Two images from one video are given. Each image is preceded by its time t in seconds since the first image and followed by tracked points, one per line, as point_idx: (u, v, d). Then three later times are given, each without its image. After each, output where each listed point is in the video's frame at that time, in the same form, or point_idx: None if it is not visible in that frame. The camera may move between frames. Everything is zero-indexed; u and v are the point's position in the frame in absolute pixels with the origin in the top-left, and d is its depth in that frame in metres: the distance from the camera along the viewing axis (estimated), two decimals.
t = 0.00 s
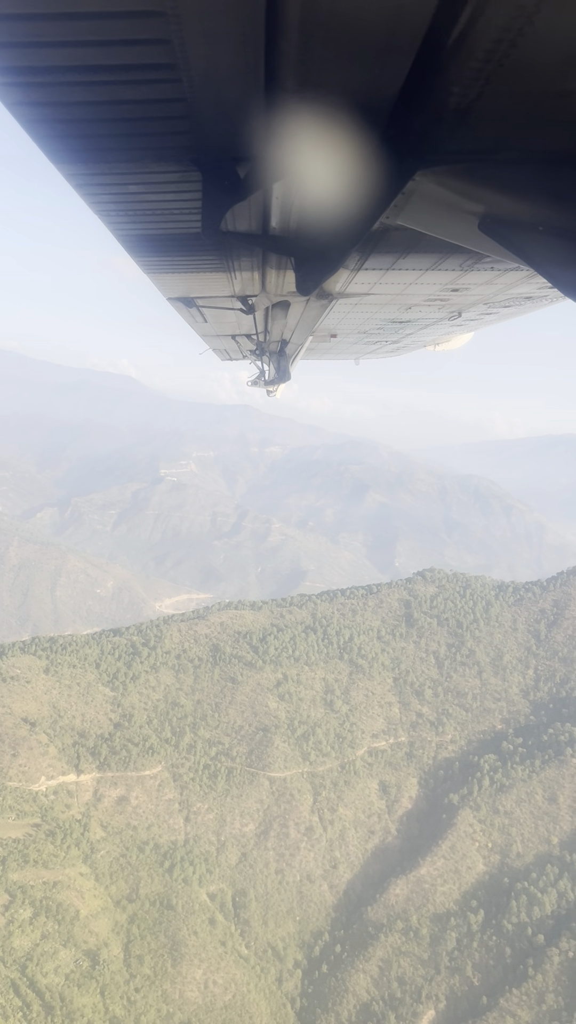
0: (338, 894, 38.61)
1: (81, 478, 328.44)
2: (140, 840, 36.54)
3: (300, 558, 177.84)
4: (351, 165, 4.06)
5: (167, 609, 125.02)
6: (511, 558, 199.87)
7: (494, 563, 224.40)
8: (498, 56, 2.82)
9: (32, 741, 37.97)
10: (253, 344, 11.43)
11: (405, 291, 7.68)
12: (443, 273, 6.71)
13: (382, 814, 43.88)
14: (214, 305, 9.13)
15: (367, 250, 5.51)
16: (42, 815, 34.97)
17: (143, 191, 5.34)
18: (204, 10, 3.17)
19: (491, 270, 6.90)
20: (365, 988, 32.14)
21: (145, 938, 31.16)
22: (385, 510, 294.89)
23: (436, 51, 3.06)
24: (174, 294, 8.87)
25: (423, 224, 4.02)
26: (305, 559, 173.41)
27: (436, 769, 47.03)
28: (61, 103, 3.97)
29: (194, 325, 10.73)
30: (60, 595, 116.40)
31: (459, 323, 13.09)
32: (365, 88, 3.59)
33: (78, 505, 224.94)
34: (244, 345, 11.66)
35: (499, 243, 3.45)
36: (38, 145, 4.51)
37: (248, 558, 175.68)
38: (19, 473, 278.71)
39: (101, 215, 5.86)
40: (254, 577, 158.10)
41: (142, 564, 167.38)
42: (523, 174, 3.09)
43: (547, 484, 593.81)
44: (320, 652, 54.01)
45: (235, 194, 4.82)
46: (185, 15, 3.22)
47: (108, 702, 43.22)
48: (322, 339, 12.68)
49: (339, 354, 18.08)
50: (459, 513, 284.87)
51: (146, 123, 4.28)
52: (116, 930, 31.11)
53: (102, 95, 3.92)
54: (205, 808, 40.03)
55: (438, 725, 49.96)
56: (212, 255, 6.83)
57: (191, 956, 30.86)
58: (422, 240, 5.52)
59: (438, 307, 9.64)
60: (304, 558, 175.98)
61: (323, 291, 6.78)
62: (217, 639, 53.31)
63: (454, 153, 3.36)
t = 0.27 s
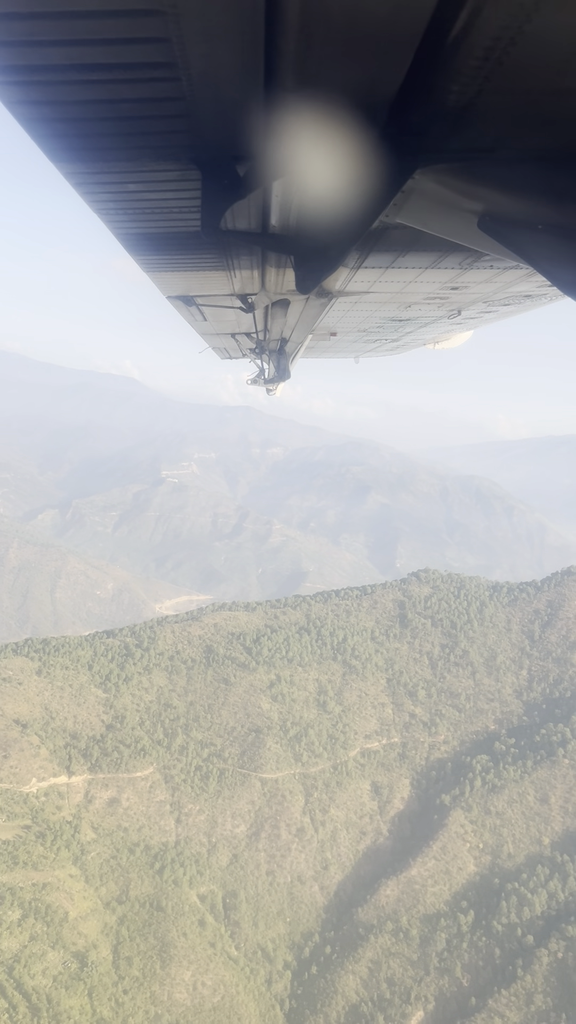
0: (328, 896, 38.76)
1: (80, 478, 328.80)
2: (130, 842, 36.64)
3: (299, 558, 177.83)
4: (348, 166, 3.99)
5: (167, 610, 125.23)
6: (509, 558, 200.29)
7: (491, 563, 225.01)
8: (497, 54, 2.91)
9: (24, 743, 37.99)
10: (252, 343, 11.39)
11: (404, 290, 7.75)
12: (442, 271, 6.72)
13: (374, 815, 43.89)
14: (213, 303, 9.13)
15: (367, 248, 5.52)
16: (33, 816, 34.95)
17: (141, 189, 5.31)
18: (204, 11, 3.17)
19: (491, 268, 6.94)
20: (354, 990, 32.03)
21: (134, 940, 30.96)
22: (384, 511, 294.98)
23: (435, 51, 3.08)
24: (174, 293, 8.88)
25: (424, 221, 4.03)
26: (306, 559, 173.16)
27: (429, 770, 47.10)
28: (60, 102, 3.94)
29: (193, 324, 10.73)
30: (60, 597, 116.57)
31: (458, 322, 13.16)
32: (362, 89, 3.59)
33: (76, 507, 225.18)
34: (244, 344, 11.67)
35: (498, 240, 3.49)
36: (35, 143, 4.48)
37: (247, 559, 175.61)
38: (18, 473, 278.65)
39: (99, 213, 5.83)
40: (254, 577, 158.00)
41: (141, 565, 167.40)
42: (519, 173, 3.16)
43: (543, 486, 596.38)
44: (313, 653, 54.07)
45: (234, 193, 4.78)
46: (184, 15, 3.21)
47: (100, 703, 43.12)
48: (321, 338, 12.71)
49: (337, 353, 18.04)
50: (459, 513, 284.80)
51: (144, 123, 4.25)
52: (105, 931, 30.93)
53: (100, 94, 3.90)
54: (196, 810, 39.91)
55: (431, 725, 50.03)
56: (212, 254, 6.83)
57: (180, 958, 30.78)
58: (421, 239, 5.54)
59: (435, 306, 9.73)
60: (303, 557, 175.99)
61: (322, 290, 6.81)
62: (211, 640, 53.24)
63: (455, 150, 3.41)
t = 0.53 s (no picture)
0: (319, 898, 38.70)
1: (80, 480, 329.64)
2: (121, 844, 36.54)
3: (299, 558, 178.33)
4: (350, 165, 4.00)
5: (166, 610, 125.57)
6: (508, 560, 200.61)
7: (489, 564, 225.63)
8: (499, 51, 2.85)
9: (15, 744, 37.93)
10: (252, 342, 11.38)
11: (404, 290, 7.85)
12: (443, 269, 6.73)
13: (365, 817, 43.92)
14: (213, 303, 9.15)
15: (367, 248, 5.53)
16: (24, 816, 34.65)
17: (141, 188, 5.30)
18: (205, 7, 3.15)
19: (490, 267, 6.98)
20: (343, 992, 32.06)
21: (123, 942, 30.92)
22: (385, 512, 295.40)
23: (437, 45, 3.06)
24: (175, 293, 8.91)
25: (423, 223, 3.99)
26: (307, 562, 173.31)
27: (421, 772, 47.18)
28: (61, 100, 3.93)
29: (193, 323, 10.77)
30: (61, 599, 117.23)
31: (458, 321, 13.27)
32: (364, 85, 3.57)
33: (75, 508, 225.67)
34: (245, 344, 11.68)
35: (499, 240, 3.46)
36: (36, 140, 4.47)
37: (248, 561, 175.93)
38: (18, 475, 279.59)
39: (100, 212, 5.83)
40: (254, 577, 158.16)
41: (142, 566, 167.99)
42: (521, 170, 3.13)
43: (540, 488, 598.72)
44: (307, 655, 54.16)
45: (235, 191, 4.76)
46: (184, 11, 3.17)
47: (93, 704, 43.20)
48: (322, 338, 12.78)
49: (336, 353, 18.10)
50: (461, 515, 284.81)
51: (145, 122, 4.24)
52: (94, 932, 30.91)
53: (101, 92, 3.88)
54: (187, 811, 39.88)
55: (424, 727, 50.12)
56: (212, 254, 6.84)
57: (168, 959, 30.62)
58: (422, 238, 5.57)
59: (435, 306, 9.86)
60: (305, 558, 176.21)
61: (323, 290, 6.83)
62: (204, 641, 53.25)
63: (455, 150, 3.36)
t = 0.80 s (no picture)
0: (310, 899, 38.66)
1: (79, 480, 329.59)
2: (112, 846, 36.39)
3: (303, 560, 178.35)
4: (353, 163, 4.00)
5: (166, 610, 125.75)
6: (508, 563, 200.39)
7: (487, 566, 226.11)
8: (503, 49, 2.86)
9: (7, 746, 37.75)
10: (256, 339, 11.39)
11: (407, 289, 7.90)
12: (446, 269, 6.74)
13: (358, 819, 43.92)
14: (217, 301, 9.17)
15: (370, 247, 5.54)
16: (15, 818, 34.53)
17: (145, 186, 5.30)
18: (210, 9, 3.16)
19: (493, 267, 7.00)
20: (333, 994, 31.96)
21: (113, 944, 31.00)
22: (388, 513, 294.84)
23: (438, 47, 3.08)
24: (179, 291, 8.93)
25: (426, 221, 4.01)
26: (310, 565, 172.86)
27: (413, 775, 47.22)
28: (65, 97, 3.92)
29: (196, 322, 10.80)
30: (62, 601, 117.12)
31: (461, 320, 13.29)
32: (368, 83, 3.57)
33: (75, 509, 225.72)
34: (248, 341, 11.67)
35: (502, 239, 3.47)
36: (40, 137, 4.47)
37: (250, 563, 175.60)
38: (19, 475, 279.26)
39: (104, 209, 5.83)
40: (257, 577, 157.72)
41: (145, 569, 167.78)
42: (524, 170, 3.15)
43: (538, 491, 600.64)
44: (301, 656, 54.19)
45: (239, 188, 4.76)
46: (188, 12, 3.18)
47: (85, 705, 43.01)
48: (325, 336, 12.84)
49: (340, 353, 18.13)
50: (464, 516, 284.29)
51: (149, 119, 4.23)
52: (83, 934, 31.00)
53: (106, 89, 3.86)
54: (179, 813, 39.80)
55: (418, 729, 50.15)
56: (216, 252, 6.86)
57: (157, 961, 30.56)
58: (426, 237, 5.58)
59: (438, 305, 9.92)
60: (308, 559, 175.94)
61: (326, 289, 6.85)
62: (198, 642, 53.19)
63: (458, 149, 3.37)
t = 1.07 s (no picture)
0: (302, 902, 38.76)
1: (79, 480, 329.47)
2: (104, 846, 36.47)
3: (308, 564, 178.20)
4: (361, 161, 4.01)
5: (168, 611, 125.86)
6: (509, 566, 200.06)
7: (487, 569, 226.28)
8: (508, 50, 2.82)
9: None
10: (260, 340, 11.38)
11: (412, 290, 7.87)
12: (451, 268, 6.70)
13: (351, 821, 43.89)
14: (222, 302, 9.18)
15: (375, 248, 5.55)
16: (7, 819, 34.78)
17: (150, 186, 5.32)
18: (216, 13, 3.19)
19: (499, 267, 6.97)
20: (321, 997, 31.88)
21: (102, 944, 31.04)
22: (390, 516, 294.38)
23: (447, 46, 3.06)
24: (184, 292, 8.96)
25: (433, 219, 4.03)
26: (312, 566, 172.33)
27: (407, 778, 47.17)
28: (71, 98, 3.94)
29: (202, 322, 10.80)
30: (63, 602, 116.80)
31: (467, 321, 13.22)
32: (372, 83, 3.59)
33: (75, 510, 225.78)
34: (252, 342, 11.65)
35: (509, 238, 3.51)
36: (47, 137, 4.49)
37: (252, 564, 175.28)
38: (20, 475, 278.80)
39: (109, 209, 5.86)
40: (259, 578, 157.25)
41: (148, 570, 167.22)
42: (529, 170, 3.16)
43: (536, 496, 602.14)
44: (296, 658, 54.22)
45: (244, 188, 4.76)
46: (194, 15, 3.21)
47: (79, 707, 42.75)
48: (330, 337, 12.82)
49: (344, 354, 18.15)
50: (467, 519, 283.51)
51: (154, 119, 4.24)
52: (73, 934, 31.24)
53: (111, 88, 3.87)
54: (171, 815, 39.73)
55: (412, 732, 50.17)
56: (221, 253, 6.88)
57: (146, 962, 30.65)
58: (431, 238, 5.58)
59: (443, 306, 9.88)
60: (310, 561, 175.69)
61: (331, 289, 6.85)
62: (194, 644, 53.24)
63: (465, 148, 3.39)
